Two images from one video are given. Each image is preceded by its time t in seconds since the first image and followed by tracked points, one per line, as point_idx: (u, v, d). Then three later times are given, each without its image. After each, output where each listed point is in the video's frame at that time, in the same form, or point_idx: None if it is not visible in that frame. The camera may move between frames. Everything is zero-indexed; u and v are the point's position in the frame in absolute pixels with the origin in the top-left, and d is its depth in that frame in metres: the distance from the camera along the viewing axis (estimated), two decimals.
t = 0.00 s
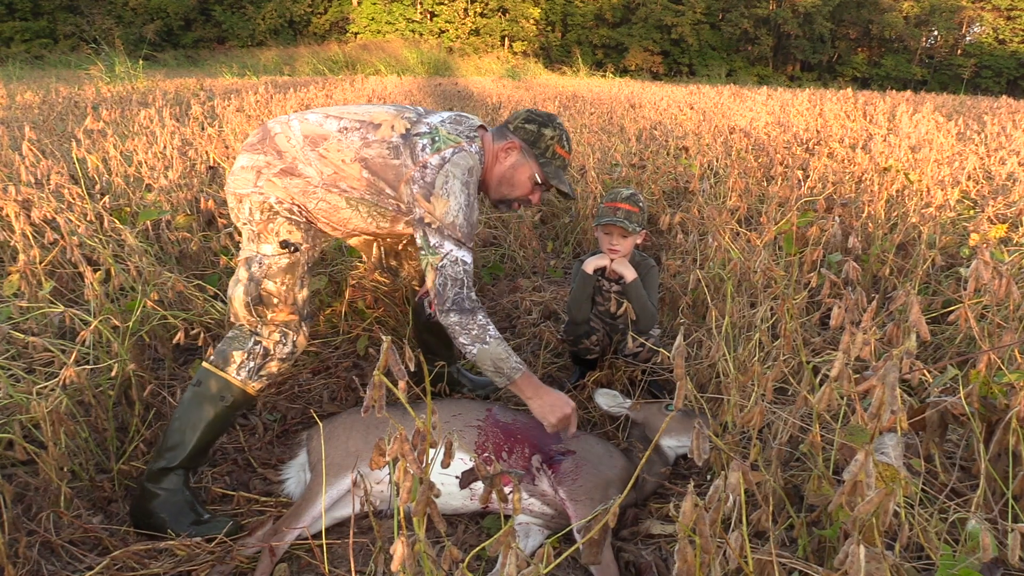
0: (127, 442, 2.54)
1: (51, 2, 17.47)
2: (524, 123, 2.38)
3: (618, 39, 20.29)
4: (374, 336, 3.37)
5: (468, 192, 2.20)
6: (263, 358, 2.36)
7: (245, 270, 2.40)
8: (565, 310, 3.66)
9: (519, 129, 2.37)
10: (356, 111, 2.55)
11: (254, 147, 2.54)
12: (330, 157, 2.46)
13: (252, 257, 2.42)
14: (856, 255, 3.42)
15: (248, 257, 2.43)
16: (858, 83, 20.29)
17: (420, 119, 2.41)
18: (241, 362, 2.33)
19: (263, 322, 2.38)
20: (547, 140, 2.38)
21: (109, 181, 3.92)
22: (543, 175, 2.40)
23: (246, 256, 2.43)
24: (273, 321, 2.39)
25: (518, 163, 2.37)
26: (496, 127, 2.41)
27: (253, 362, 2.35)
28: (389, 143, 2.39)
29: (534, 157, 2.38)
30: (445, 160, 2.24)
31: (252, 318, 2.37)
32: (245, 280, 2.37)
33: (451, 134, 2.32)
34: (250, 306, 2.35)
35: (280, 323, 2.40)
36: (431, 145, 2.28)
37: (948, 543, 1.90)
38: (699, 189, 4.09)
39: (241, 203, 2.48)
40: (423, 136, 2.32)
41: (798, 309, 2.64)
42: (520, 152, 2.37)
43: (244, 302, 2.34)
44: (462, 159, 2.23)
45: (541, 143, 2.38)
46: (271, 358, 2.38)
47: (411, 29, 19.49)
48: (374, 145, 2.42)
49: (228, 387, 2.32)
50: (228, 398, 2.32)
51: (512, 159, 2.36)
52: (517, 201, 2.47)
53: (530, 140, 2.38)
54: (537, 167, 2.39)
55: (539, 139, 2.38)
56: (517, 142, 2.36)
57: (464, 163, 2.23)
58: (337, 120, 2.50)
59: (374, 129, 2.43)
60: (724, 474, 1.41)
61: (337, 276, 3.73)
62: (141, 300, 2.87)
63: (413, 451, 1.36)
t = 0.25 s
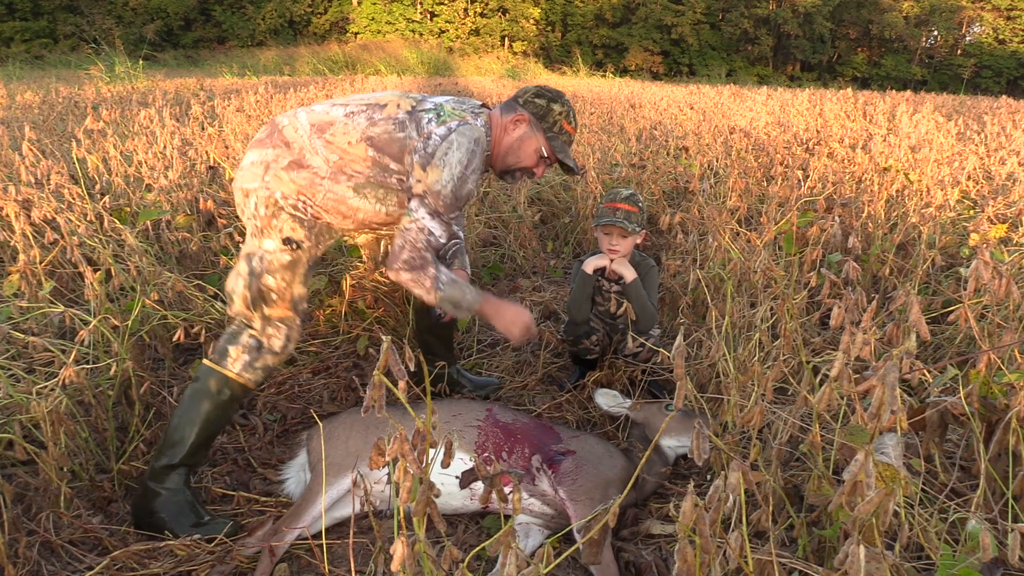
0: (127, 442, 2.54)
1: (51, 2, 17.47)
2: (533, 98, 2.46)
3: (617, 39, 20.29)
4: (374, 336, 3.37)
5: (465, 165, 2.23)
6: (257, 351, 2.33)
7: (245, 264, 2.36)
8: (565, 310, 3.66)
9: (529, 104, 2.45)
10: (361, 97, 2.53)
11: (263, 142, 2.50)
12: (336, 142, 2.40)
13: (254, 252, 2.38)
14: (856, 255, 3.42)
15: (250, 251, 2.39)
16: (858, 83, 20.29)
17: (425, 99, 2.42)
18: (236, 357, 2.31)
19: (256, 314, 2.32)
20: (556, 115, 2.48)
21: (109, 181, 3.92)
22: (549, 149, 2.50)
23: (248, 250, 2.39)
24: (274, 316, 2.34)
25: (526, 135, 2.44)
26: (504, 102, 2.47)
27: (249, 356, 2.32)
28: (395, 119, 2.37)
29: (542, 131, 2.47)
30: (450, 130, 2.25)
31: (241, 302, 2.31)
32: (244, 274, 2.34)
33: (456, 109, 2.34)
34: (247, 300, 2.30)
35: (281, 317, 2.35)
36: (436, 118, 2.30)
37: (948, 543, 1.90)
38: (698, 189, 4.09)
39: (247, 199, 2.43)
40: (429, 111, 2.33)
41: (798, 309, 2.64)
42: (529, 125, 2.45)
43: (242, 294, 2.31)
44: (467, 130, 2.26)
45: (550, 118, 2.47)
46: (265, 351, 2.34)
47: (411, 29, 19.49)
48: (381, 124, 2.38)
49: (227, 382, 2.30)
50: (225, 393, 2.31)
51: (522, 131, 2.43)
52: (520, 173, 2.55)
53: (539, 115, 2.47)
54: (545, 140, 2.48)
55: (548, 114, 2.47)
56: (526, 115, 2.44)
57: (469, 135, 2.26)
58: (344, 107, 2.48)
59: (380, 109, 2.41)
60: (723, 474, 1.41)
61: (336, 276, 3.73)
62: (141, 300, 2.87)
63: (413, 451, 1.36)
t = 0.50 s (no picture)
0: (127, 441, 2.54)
1: (51, 2, 17.47)
2: (525, 89, 2.49)
3: (618, 39, 20.29)
4: (374, 336, 3.38)
5: (451, 155, 2.40)
6: (232, 335, 2.38)
7: (229, 246, 2.42)
8: (565, 310, 3.66)
9: (520, 94, 2.48)
10: (353, 88, 2.64)
11: (256, 131, 2.57)
12: (327, 128, 2.50)
13: (239, 235, 2.45)
14: (856, 255, 3.42)
15: (236, 234, 2.46)
16: (858, 83, 20.28)
17: (417, 89, 2.58)
18: (212, 339, 2.36)
19: (238, 296, 2.38)
20: (547, 107, 2.49)
21: (109, 181, 3.92)
22: (540, 141, 2.52)
23: (235, 233, 2.46)
24: (249, 296, 2.38)
25: (516, 127, 2.49)
26: (497, 93, 2.53)
27: (224, 340, 2.37)
28: (385, 106, 2.49)
29: (533, 123, 2.49)
30: (439, 118, 2.42)
31: (223, 285, 2.37)
32: (227, 255, 2.39)
33: (447, 100, 2.52)
34: (229, 282, 2.36)
35: (256, 298, 2.39)
36: (426, 107, 2.46)
37: (948, 543, 1.91)
38: (699, 189, 4.09)
39: (237, 185, 2.50)
40: (419, 101, 2.49)
41: (798, 309, 2.64)
42: (519, 117, 2.48)
43: (223, 274, 2.36)
44: (456, 120, 2.42)
45: (541, 110, 2.48)
46: (241, 335, 2.39)
47: (411, 29, 19.49)
48: (371, 110, 2.50)
49: (201, 362, 2.35)
50: (200, 374, 2.36)
51: (512, 122, 2.48)
52: (512, 164, 2.60)
53: (530, 106, 2.48)
54: (535, 133, 2.51)
55: (540, 106, 2.48)
56: (518, 107, 2.47)
57: (459, 123, 2.42)
58: (336, 96, 2.57)
59: (372, 97, 2.53)
60: (724, 474, 1.41)
61: (336, 276, 3.73)
62: (141, 300, 2.87)
63: (413, 452, 1.36)
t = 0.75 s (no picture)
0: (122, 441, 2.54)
1: (51, 2, 17.47)
2: (498, 97, 2.45)
3: (618, 39, 20.29)
4: (374, 336, 3.38)
5: (419, 161, 2.33)
6: (211, 336, 2.42)
7: (203, 248, 2.44)
8: (565, 310, 3.66)
9: (493, 103, 2.45)
10: (329, 89, 2.65)
11: (232, 132, 2.59)
12: (300, 130, 2.52)
13: (212, 237, 2.46)
14: (856, 255, 3.43)
15: (210, 237, 2.48)
16: (858, 83, 20.28)
17: (391, 91, 2.58)
18: (190, 342, 2.40)
19: (214, 298, 2.43)
20: (520, 116, 2.45)
21: (109, 181, 3.92)
22: (514, 150, 2.49)
23: (209, 236, 2.47)
24: (222, 299, 2.43)
25: (490, 137, 2.47)
26: (470, 100, 2.49)
27: (204, 341, 2.41)
28: (357, 108, 2.49)
29: (506, 133, 2.46)
30: (408, 122, 2.39)
31: (196, 288, 2.39)
32: (199, 258, 2.41)
33: (418, 102, 2.49)
34: (201, 283, 2.38)
35: (228, 300, 2.44)
36: (396, 110, 2.45)
37: (948, 543, 1.91)
38: (698, 189, 4.09)
39: (211, 186, 2.51)
40: (391, 103, 2.48)
41: (798, 309, 2.64)
42: (492, 126, 2.46)
43: (194, 277, 2.38)
44: (425, 124, 2.38)
45: (514, 119, 2.45)
46: (220, 335, 2.44)
47: (411, 29, 19.49)
48: (343, 112, 2.51)
49: (180, 364, 2.38)
50: (180, 377, 2.39)
51: (485, 131, 2.46)
52: (489, 172, 2.59)
53: (503, 115, 2.45)
54: (509, 142, 2.48)
55: (513, 114, 2.45)
56: (490, 117, 2.45)
57: (429, 126, 2.38)
58: (312, 97, 2.59)
59: (345, 99, 2.54)
60: (724, 474, 1.41)
61: (336, 276, 3.73)
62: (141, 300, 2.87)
63: (413, 452, 1.36)
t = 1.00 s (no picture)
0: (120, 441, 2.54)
1: (51, 2, 17.46)
2: (486, 105, 2.42)
3: (618, 39, 20.28)
4: (374, 336, 3.38)
5: (398, 143, 2.27)
6: (208, 335, 2.43)
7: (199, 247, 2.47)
8: (565, 310, 3.66)
9: (481, 112, 2.42)
10: (321, 88, 2.62)
11: (227, 134, 2.59)
12: (287, 125, 2.46)
13: (208, 237, 2.47)
14: (856, 255, 3.43)
15: (206, 237, 2.48)
16: (858, 83, 20.28)
17: (382, 89, 2.53)
18: (187, 341, 2.41)
19: (211, 295, 2.44)
20: (510, 123, 2.43)
21: (110, 181, 3.92)
22: (506, 157, 2.51)
23: (205, 236, 2.48)
24: (220, 298, 2.45)
25: (481, 145, 2.48)
26: (459, 105, 2.46)
27: (201, 340, 2.42)
28: (346, 101, 2.45)
29: (498, 140, 2.46)
30: (395, 112, 2.34)
31: (191, 285, 2.42)
32: (195, 258, 2.44)
33: (409, 99, 2.46)
34: (198, 283, 2.41)
35: (226, 299, 2.46)
36: (385, 102, 2.40)
37: (948, 543, 1.90)
38: (699, 189, 4.09)
39: (206, 186, 2.51)
40: (380, 97, 2.44)
41: (798, 309, 2.64)
42: (483, 135, 2.45)
43: (190, 278, 2.42)
44: (413, 116, 2.33)
45: (505, 126, 2.43)
46: (217, 335, 2.44)
47: (411, 29, 19.51)
48: (332, 106, 2.45)
49: (176, 364, 2.38)
50: (178, 376, 2.39)
51: (475, 140, 2.46)
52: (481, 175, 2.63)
53: (494, 123, 2.43)
54: (501, 150, 2.50)
55: (503, 122, 2.43)
56: (481, 126, 2.44)
57: (415, 120, 2.33)
58: (303, 96, 2.55)
59: (335, 95, 2.49)
60: (724, 474, 1.41)
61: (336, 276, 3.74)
62: (141, 300, 2.87)
63: (413, 452, 1.36)
